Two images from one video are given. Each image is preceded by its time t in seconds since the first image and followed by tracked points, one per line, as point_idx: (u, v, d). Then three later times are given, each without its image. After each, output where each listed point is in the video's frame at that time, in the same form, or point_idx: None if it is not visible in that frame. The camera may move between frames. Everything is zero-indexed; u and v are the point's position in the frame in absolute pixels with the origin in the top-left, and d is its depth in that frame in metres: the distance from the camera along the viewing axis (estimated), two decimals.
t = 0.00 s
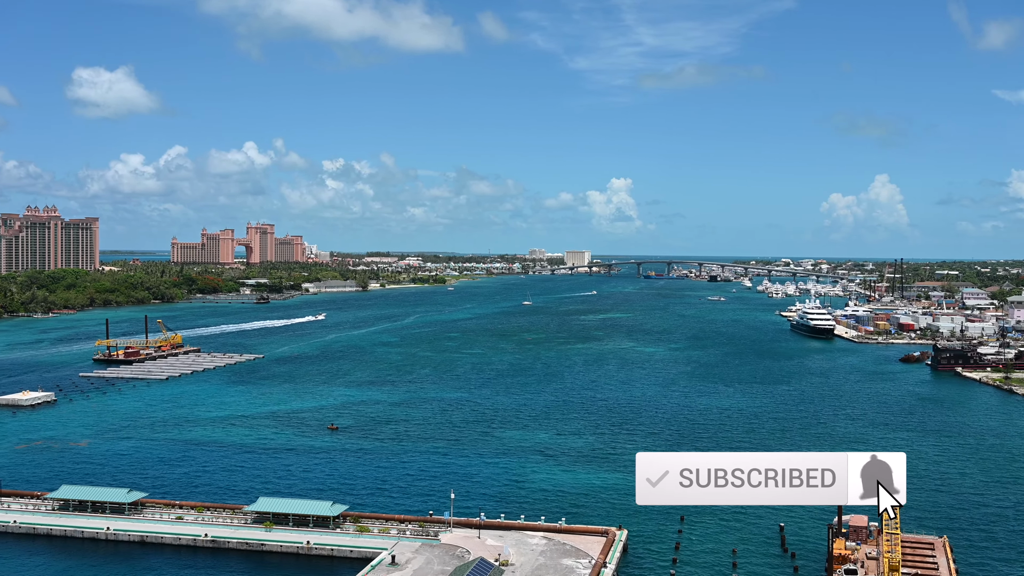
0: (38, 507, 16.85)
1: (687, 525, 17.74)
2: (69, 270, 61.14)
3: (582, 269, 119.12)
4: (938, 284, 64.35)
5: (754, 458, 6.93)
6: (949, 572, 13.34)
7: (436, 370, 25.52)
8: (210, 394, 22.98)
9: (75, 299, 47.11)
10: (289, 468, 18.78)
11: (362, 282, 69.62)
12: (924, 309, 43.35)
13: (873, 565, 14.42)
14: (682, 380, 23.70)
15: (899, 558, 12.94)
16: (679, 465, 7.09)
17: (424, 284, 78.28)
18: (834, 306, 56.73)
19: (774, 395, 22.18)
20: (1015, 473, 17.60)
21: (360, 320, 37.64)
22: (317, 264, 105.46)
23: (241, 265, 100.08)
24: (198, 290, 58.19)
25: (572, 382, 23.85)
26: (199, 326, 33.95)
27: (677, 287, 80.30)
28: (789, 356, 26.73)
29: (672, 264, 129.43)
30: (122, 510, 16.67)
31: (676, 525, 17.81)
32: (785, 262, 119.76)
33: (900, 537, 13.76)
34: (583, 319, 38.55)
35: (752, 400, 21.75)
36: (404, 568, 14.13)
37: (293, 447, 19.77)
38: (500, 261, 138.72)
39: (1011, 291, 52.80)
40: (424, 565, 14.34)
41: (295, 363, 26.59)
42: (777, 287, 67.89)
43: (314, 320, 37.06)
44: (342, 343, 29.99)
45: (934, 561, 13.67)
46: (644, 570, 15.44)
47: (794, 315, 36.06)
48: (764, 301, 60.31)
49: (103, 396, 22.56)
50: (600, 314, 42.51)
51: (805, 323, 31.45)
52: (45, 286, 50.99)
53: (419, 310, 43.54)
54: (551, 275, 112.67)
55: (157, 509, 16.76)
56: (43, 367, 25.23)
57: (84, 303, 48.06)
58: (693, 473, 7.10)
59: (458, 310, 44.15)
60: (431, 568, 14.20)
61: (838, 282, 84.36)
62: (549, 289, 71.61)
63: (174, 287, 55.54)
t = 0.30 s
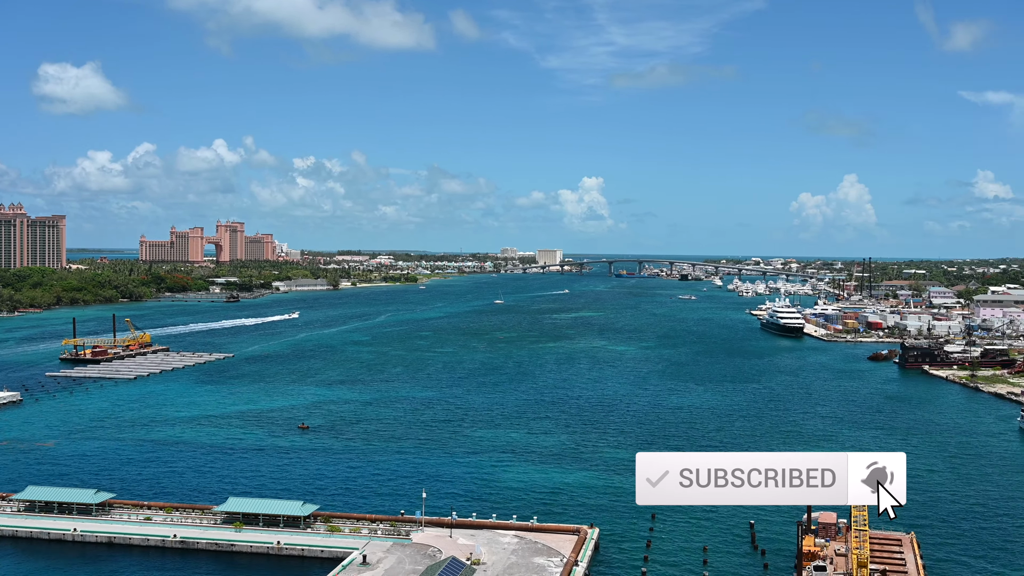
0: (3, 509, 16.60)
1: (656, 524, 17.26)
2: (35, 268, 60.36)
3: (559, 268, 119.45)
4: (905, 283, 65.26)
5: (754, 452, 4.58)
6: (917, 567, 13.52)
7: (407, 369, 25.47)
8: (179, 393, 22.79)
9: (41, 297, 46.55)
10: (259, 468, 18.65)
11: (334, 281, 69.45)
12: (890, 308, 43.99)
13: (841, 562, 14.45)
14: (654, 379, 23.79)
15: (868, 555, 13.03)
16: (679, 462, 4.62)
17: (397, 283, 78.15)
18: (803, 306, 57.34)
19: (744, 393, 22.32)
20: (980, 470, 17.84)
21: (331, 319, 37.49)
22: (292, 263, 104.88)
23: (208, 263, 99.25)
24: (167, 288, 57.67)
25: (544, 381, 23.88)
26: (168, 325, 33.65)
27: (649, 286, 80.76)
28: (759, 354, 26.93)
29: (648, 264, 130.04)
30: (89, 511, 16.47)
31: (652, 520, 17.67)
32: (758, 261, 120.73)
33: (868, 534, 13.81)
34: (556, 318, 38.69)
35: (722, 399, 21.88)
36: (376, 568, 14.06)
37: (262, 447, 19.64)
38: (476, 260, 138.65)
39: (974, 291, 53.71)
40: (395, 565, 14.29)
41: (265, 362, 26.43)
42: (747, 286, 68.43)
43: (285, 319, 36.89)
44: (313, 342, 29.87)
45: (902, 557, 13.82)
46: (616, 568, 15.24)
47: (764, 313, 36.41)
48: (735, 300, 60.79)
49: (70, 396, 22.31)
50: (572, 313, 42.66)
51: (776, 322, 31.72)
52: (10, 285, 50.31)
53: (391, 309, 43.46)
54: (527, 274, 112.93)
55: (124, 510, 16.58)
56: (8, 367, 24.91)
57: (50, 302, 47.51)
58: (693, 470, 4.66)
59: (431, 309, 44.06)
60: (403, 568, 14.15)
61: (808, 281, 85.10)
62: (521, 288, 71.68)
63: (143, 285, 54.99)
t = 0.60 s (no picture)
0: None
1: (630, 519, 16.89)
2: None
3: (535, 267, 119.50)
4: (873, 283, 65.98)
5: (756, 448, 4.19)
6: (886, 564, 13.67)
7: (379, 369, 25.40)
8: (148, 394, 22.60)
9: (5, 296, 45.96)
10: (229, 469, 18.50)
11: (304, 280, 69.10)
12: (857, 307, 44.49)
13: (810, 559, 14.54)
14: (624, 379, 23.88)
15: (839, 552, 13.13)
16: (678, 461, 4.23)
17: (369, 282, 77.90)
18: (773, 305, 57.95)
19: (715, 392, 22.45)
20: (950, 468, 18.02)
21: (301, 318, 37.28)
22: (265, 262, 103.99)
23: (178, 263, 98.46)
24: (135, 287, 57.22)
25: (515, 381, 23.89)
26: (136, 325, 33.32)
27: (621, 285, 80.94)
28: (729, 354, 27.08)
29: (625, 263, 130.43)
30: (56, 512, 16.26)
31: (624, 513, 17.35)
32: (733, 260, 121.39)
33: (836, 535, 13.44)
34: (527, 318, 38.70)
35: (693, 398, 22.01)
36: (347, 568, 13.95)
37: (232, 447, 19.50)
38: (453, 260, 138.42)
39: (938, 291, 54.42)
40: (366, 565, 14.20)
41: (236, 361, 26.25)
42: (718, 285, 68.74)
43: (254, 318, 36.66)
44: (283, 341, 29.74)
45: (871, 553, 14.01)
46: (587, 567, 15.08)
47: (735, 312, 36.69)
48: (705, 299, 61.09)
49: (37, 396, 22.05)
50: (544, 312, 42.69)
51: (746, 321, 31.97)
52: None
53: (363, 308, 43.29)
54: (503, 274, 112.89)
55: (92, 511, 16.39)
56: None
57: (14, 301, 46.90)
58: (693, 470, 4.28)
59: (402, 308, 43.84)
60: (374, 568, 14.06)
61: (777, 280, 85.78)
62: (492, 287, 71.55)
63: (111, 284, 54.42)
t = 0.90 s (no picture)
0: None
1: (600, 520, 16.65)
2: None
3: (511, 268, 119.55)
4: (840, 283, 66.73)
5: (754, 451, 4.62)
6: (851, 562, 13.72)
7: (349, 368, 25.37)
8: (114, 394, 22.40)
9: None
10: (196, 470, 18.32)
11: (274, 280, 68.68)
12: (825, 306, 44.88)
13: (777, 556, 14.48)
14: (594, 379, 23.98)
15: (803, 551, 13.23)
16: (679, 461, 4.64)
17: (339, 282, 77.48)
18: (739, 303, 58.53)
19: (683, 391, 22.65)
20: (918, 467, 18.16)
21: (269, 318, 37.08)
22: (237, 262, 103.08)
23: (147, 262, 97.37)
24: (101, 287, 56.63)
25: (485, 381, 23.92)
26: (101, 324, 32.98)
27: (591, 285, 81.24)
28: (698, 354, 27.23)
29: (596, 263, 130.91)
30: (19, 515, 15.99)
31: (592, 511, 17.14)
32: (706, 260, 122.11)
33: (803, 531, 14.23)
34: (496, 317, 38.78)
35: (662, 396, 22.21)
36: (316, 569, 13.76)
37: (199, 448, 19.36)
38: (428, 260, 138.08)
39: (902, 291, 55.15)
40: (335, 566, 14.01)
41: (204, 361, 26.11)
42: (687, 285, 69.11)
43: (222, 318, 36.44)
44: (252, 341, 29.61)
45: (838, 551, 14.05)
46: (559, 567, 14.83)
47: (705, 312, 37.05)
48: (674, 299, 61.43)
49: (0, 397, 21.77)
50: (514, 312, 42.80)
51: (714, 321, 32.36)
52: None
53: (332, 308, 43.11)
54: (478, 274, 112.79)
55: (57, 514, 16.14)
56: None
57: None
58: (693, 470, 4.68)
59: (372, 308, 43.69)
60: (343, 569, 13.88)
61: (746, 280, 86.33)
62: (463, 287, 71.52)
63: (77, 284, 53.77)
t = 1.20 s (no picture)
0: None
1: (568, 519, 16.34)
2: None
3: (485, 267, 119.75)
4: (807, 284, 67.65)
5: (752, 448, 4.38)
6: (818, 560, 13.67)
7: (317, 370, 25.41)
8: (79, 395, 22.15)
9: None
10: (162, 471, 18.07)
11: (241, 279, 68.30)
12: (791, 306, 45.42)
13: (744, 554, 14.29)
14: (563, 381, 24.17)
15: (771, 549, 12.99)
16: (678, 461, 4.40)
17: (307, 281, 77.14)
18: (706, 304, 59.15)
19: (649, 390, 22.99)
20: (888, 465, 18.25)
21: (238, 317, 36.93)
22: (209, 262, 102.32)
23: (113, 261, 96.10)
24: (65, 287, 56.00)
25: (455, 382, 24.17)
26: (65, 325, 32.59)
27: (545, 286, 81.98)
28: (667, 355, 27.81)
29: (564, 263, 131.84)
30: None
31: (561, 511, 16.91)
32: (678, 261, 123.17)
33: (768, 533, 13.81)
34: (465, 318, 39.10)
35: (629, 395, 22.59)
36: (283, 570, 13.47)
37: (165, 449, 19.18)
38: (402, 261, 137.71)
39: (868, 292, 56.02)
40: (303, 567, 13.73)
41: (170, 362, 25.94)
42: (655, 285, 69.74)
43: (189, 318, 36.24)
44: (220, 341, 29.52)
45: (804, 549, 14.04)
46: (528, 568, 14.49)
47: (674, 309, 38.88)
48: (643, 298, 61.92)
49: None
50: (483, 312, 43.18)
51: (683, 321, 33.91)
52: None
53: (301, 308, 42.90)
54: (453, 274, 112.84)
55: (19, 517, 15.75)
56: None
57: None
58: (692, 470, 4.44)
59: (342, 308, 43.65)
60: (311, 570, 13.60)
61: (714, 280, 87.31)
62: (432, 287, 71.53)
63: (40, 284, 53.06)
